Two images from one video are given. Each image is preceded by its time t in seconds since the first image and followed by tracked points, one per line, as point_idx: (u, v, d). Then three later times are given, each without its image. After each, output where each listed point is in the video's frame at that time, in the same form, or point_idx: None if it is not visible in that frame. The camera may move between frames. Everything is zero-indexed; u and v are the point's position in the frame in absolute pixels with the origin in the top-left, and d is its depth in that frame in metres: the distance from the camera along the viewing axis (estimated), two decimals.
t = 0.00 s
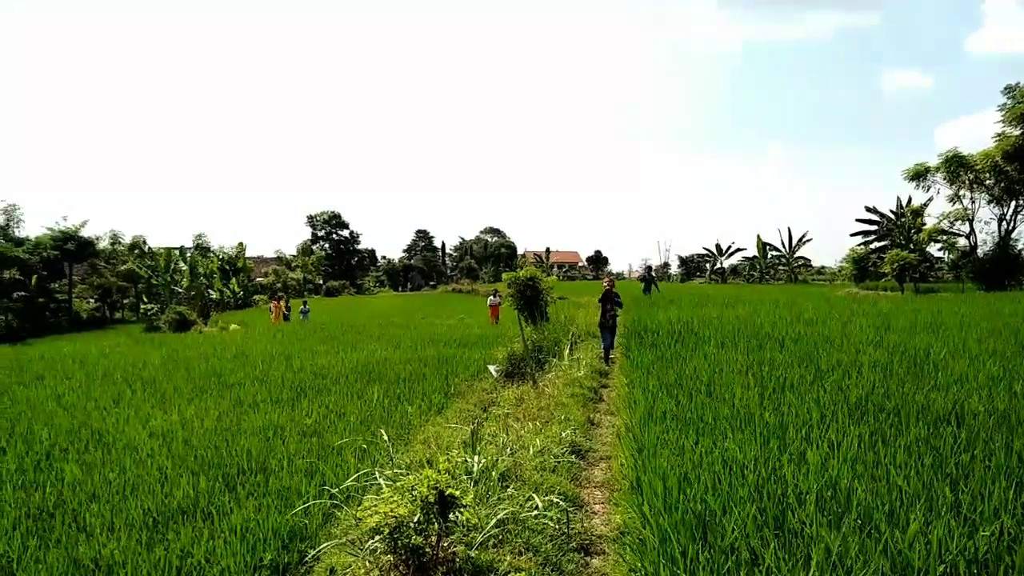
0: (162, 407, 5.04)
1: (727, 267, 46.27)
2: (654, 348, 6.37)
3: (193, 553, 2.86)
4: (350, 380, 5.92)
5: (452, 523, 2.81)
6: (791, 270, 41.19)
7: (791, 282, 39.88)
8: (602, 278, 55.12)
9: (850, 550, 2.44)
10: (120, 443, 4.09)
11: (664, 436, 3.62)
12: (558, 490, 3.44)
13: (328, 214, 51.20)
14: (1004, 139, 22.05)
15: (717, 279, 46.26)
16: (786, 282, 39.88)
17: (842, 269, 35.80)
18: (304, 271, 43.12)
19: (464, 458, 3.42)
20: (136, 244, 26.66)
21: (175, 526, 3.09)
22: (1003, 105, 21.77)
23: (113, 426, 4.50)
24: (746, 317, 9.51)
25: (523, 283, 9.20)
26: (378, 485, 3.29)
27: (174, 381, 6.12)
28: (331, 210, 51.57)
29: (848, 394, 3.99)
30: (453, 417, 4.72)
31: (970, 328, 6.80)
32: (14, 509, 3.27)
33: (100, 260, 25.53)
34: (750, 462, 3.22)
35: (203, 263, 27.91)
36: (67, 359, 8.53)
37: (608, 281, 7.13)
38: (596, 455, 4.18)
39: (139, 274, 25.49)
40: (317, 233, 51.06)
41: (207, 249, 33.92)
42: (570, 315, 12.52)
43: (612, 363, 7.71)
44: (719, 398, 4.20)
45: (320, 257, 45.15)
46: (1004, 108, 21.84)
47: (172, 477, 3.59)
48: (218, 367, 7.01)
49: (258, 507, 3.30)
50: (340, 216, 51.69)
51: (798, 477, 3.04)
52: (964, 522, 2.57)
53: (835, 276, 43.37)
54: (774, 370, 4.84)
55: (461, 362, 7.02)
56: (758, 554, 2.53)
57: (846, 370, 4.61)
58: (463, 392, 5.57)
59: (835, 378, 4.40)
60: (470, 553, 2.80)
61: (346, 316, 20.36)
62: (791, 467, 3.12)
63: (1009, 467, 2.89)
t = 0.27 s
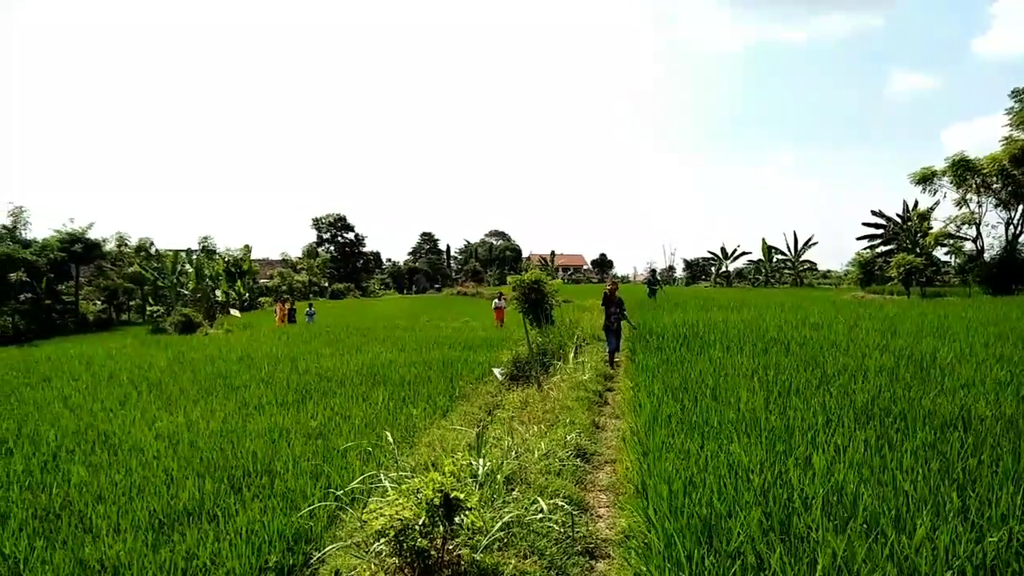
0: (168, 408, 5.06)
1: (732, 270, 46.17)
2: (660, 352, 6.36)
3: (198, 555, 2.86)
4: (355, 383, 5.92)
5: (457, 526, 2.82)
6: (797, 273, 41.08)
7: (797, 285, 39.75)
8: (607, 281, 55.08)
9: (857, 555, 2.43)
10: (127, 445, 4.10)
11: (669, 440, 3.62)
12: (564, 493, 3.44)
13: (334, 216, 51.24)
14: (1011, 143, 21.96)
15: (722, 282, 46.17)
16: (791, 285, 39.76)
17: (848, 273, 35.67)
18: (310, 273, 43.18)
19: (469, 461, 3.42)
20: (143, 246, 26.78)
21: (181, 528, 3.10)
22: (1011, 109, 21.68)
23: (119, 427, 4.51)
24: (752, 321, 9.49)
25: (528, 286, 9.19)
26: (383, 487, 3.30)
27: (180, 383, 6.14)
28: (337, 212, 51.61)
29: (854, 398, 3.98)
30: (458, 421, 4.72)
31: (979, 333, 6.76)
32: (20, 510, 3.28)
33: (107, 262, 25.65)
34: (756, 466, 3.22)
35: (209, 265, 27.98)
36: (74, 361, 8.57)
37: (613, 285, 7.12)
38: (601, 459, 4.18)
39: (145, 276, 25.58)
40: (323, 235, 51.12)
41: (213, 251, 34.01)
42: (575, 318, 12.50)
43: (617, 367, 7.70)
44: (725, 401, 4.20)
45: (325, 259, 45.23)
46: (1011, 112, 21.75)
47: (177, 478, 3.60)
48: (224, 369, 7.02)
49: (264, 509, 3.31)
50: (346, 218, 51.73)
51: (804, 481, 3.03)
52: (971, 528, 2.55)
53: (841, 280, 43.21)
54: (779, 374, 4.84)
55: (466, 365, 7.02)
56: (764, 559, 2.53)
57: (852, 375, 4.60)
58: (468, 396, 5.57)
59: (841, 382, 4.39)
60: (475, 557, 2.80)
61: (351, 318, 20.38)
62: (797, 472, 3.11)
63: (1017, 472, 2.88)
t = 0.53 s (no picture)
0: (169, 409, 5.05)
1: (735, 273, 46.14)
2: (661, 354, 6.36)
3: (200, 557, 2.86)
4: (356, 384, 5.92)
5: (458, 528, 2.81)
6: (800, 276, 41.04)
7: (800, 288, 39.69)
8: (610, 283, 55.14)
9: (860, 559, 2.42)
10: (128, 446, 4.10)
11: (671, 443, 3.62)
12: (566, 495, 3.44)
13: (336, 218, 51.28)
14: (1013, 146, 21.95)
15: (725, 285, 46.16)
16: (794, 288, 39.75)
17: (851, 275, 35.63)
18: (313, 275, 43.24)
19: (471, 463, 3.42)
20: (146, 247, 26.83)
21: (182, 529, 3.09)
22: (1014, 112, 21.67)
23: (120, 428, 4.51)
24: (753, 323, 9.49)
25: (530, 288, 9.18)
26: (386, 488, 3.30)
27: (181, 384, 6.14)
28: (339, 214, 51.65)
29: (857, 401, 3.98)
30: (459, 422, 4.73)
31: (982, 335, 6.74)
32: (22, 510, 3.27)
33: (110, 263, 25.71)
34: (758, 469, 3.21)
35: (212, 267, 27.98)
36: (77, 361, 8.57)
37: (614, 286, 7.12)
38: (602, 461, 4.18)
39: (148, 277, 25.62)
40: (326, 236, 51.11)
41: (215, 252, 34.07)
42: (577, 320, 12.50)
43: (618, 369, 7.70)
44: (727, 404, 4.20)
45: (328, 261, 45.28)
46: (1014, 115, 21.73)
47: (179, 480, 3.60)
48: (225, 370, 7.02)
49: (265, 510, 3.31)
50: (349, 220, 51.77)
51: (807, 485, 3.02)
52: (975, 531, 2.54)
53: (844, 283, 43.16)
54: (781, 376, 4.83)
55: (467, 366, 7.02)
56: (767, 562, 2.51)
57: (853, 378, 4.60)
58: (469, 397, 5.58)
59: (843, 385, 4.38)
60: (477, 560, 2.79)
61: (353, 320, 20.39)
62: (800, 475, 3.10)
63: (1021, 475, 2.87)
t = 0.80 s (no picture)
0: (182, 410, 5.10)
1: (746, 274, 45.91)
2: (673, 356, 6.35)
3: (213, 558, 2.87)
4: (368, 386, 5.94)
5: (471, 530, 2.82)
6: (811, 278, 40.75)
7: (811, 289, 39.38)
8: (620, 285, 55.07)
9: (875, 562, 2.40)
10: (142, 447, 4.14)
11: (682, 445, 3.61)
12: (577, 497, 3.44)
13: (348, 220, 51.43)
14: None
15: (736, 286, 45.96)
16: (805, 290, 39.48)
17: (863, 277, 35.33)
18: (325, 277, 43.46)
19: (483, 465, 3.43)
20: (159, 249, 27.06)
21: (195, 530, 3.11)
22: None
23: (135, 429, 4.55)
24: (765, 326, 9.43)
25: (540, 289, 9.18)
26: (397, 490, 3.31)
27: (195, 386, 6.19)
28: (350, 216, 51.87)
29: (870, 404, 3.96)
30: (470, 424, 4.74)
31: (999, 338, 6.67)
32: (39, 510, 3.31)
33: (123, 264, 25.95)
34: (770, 472, 3.20)
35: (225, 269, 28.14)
36: (92, 363, 8.66)
37: (625, 288, 7.11)
38: (613, 463, 4.17)
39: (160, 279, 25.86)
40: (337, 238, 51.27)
41: (226, 254, 34.32)
42: (587, 323, 12.48)
43: (629, 371, 7.68)
44: (739, 406, 4.18)
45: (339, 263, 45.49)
46: None
47: (192, 481, 3.63)
48: (238, 372, 7.07)
49: (278, 511, 3.33)
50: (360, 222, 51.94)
51: (820, 488, 3.01)
52: (992, 536, 2.52)
53: (856, 284, 42.80)
54: (793, 378, 4.82)
55: (478, 369, 7.03)
56: (780, 564, 2.50)
57: (867, 380, 4.57)
58: (480, 399, 5.59)
59: (856, 388, 4.35)
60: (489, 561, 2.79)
61: (364, 322, 20.48)
62: (812, 478, 3.09)
63: None
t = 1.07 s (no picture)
0: (197, 409, 5.14)
1: (759, 273, 45.61)
2: (686, 355, 6.33)
3: (227, 555, 2.89)
4: (381, 385, 5.97)
5: (484, 528, 2.82)
6: (825, 277, 40.40)
7: (825, 289, 39.00)
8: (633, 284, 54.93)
9: (892, 563, 2.38)
10: (158, 445, 4.18)
11: (696, 445, 3.60)
12: (590, 497, 3.44)
13: (360, 219, 51.66)
14: None
15: (749, 285, 45.70)
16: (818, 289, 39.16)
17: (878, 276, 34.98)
18: (337, 276, 43.67)
19: (495, 464, 3.43)
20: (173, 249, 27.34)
21: (210, 527, 3.13)
22: None
23: (150, 427, 4.60)
24: (779, 325, 9.36)
25: (552, 288, 9.17)
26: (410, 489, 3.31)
27: (210, 384, 6.25)
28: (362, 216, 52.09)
29: (885, 404, 3.93)
30: (483, 423, 4.75)
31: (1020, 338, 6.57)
32: (57, 507, 3.35)
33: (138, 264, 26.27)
34: (785, 472, 3.18)
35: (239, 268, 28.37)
36: (109, 361, 8.77)
37: (637, 287, 7.09)
38: (626, 463, 4.17)
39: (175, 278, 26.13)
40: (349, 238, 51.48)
41: (238, 253, 34.61)
42: (600, 322, 12.46)
43: (642, 371, 7.66)
44: (753, 406, 4.17)
45: (352, 262, 45.70)
46: None
47: (207, 478, 3.66)
48: (253, 370, 7.13)
49: (292, 509, 3.34)
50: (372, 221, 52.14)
51: (835, 488, 2.99)
52: (1011, 538, 2.49)
53: (871, 283, 42.35)
54: (807, 378, 4.79)
55: (491, 367, 7.05)
56: (795, 565, 2.49)
57: (882, 380, 4.53)
58: (493, 398, 5.60)
59: (872, 387, 4.32)
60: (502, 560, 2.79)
61: (376, 321, 20.57)
62: (828, 478, 3.06)
63: None
